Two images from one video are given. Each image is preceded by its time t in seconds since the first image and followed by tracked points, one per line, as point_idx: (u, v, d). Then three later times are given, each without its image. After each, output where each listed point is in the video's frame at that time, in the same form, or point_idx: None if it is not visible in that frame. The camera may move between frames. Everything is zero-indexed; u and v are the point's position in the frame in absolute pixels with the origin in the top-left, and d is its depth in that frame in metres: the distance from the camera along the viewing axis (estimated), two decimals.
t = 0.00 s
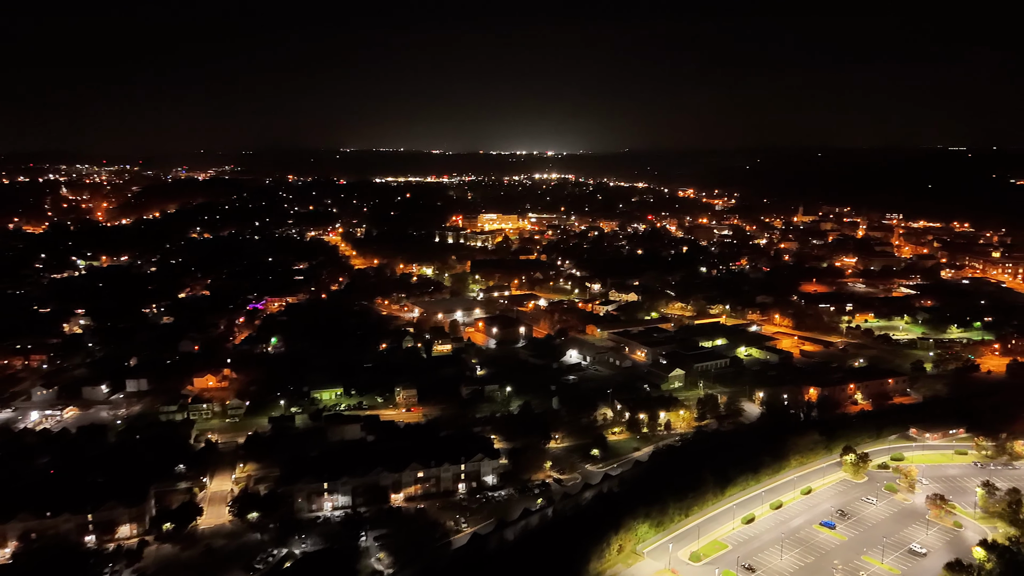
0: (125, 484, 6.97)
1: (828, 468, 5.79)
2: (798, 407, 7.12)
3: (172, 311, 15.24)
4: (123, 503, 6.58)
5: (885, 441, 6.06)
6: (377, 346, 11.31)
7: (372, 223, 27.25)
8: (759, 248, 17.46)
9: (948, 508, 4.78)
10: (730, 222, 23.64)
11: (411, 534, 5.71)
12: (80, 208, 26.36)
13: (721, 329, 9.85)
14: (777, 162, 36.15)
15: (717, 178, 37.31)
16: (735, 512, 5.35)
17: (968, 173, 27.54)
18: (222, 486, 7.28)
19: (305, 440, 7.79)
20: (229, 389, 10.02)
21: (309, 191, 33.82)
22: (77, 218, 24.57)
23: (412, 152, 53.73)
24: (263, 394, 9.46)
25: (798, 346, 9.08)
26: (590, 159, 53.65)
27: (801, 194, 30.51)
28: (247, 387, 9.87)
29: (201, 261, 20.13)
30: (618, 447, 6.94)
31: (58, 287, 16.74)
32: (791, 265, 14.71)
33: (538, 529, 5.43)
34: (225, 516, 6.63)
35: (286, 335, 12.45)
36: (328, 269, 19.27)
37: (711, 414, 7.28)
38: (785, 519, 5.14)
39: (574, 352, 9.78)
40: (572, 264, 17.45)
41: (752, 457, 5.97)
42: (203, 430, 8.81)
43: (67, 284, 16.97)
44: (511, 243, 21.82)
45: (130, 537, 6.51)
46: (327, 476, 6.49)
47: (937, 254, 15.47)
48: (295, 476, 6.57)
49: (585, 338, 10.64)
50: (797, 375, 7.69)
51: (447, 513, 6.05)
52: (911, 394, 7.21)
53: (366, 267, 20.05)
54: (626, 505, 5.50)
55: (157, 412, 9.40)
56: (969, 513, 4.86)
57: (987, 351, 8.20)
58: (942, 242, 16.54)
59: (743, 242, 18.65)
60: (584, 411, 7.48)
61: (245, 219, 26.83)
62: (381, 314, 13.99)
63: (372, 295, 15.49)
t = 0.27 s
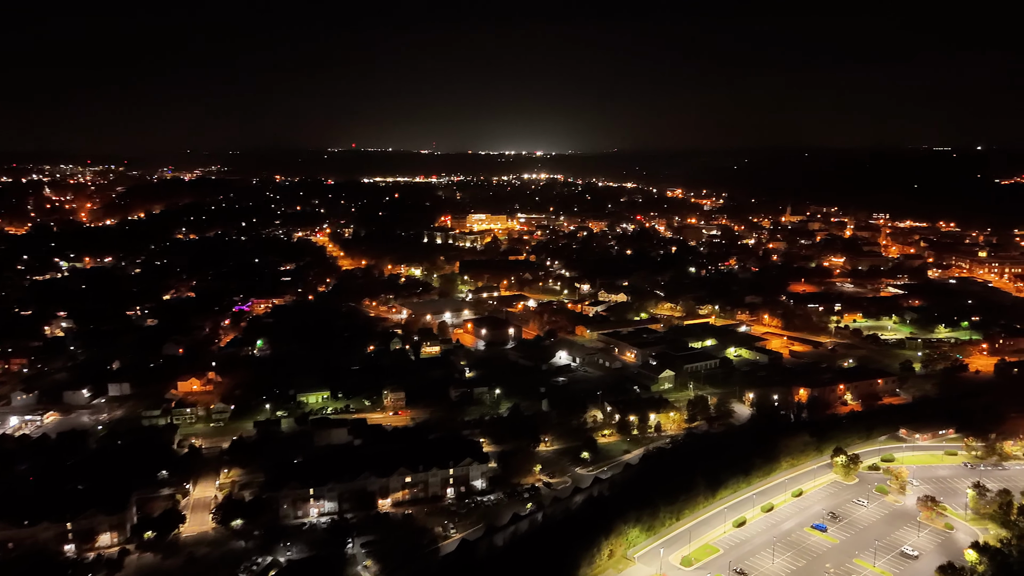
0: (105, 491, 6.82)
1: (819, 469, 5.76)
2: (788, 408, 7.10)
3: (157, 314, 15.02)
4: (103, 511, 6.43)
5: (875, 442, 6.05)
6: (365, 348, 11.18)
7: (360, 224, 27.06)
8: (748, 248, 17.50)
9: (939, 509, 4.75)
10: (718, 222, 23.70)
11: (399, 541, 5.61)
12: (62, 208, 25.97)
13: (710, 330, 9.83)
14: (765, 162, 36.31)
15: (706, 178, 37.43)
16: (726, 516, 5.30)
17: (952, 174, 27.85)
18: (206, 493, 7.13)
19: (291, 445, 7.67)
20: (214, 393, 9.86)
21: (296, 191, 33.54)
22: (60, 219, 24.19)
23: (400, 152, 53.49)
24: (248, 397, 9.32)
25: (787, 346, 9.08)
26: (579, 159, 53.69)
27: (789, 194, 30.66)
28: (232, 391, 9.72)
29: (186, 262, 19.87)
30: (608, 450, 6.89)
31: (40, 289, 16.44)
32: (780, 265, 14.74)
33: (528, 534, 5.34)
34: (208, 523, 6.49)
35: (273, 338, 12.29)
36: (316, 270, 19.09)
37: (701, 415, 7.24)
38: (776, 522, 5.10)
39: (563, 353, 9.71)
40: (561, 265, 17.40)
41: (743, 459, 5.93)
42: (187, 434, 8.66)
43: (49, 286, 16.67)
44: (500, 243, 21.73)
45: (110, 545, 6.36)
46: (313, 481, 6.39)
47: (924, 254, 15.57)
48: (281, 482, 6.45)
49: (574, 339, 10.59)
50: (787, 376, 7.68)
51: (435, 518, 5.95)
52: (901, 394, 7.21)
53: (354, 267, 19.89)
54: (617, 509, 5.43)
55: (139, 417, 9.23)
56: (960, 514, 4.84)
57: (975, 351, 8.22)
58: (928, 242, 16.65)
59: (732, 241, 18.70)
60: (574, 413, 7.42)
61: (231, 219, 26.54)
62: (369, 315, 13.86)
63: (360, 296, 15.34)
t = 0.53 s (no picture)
0: (85, 498, 6.67)
1: (810, 471, 5.72)
2: (778, 409, 7.08)
3: (140, 316, 14.79)
4: (83, 519, 6.27)
5: (865, 443, 6.03)
6: (352, 350, 11.06)
7: (348, 224, 26.86)
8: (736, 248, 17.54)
9: (931, 511, 4.72)
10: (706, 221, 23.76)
11: (386, 548, 5.50)
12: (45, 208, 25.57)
13: (700, 330, 9.81)
14: (752, 163, 36.49)
15: (694, 178, 37.56)
16: (717, 519, 5.24)
17: (938, 174, 28.12)
18: (189, 499, 6.99)
19: (276, 449, 7.55)
20: (198, 397, 9.70)
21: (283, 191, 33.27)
22: (42, 219, 23.81)
23: (389, 152, 53.26)
24: (233, 401, 9.17)
25: (776, 346, 9.07)
26: (568, 159, 53.71)
27: (777, 194, 30.81)
28: (217, 394, 9.56)
29: (171, 264, 19.62)
30: (599, 452, 6.83)
31: (21, 290, 16.15)
32: (768, 265, 14.77)
33: (517, 540, 5.25)
34: (191, 531, 6.36)
35: (259, 340, 12.13)
36: (303, 271, 18.91)
37: (691, 417, 7.20)
38: (768, 525, 5.04)
39: (553, 355, 9.64)
40: (550, 265, 17.34)
41: (734, 462, 5.89)
42: (170, 439, 8.50)
43: (30, 288, 16.38)
44: (489, 244, 21.64)
45: (90, 554, 6.19)
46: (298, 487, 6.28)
47: (911, 253, 15.66)
48: (265, 488, 6.33)
49: (564, 340, 10.53)
50: (776, 376, 7.66)
51: (423, 524, 5.86)
52: (890, 394, 7.21)
53: (341, 268, 19.73)
54: (607, 513, 5.36)
55: (121, 422, 9.06)
56: (951, 516, 4.82)
57: (963, 351, 8.25)
58: (914, 242, 16.76)
59: (720, 241, 18.74)
60: (563, 415, 7.35)
61: (217, 219, 26.26)
62: (356, 317, 13.72)
63: (348, 297, 15.20)
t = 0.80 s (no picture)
0: (65, 507, 6.51)
1: (800, 473, 5.69)
2: (768, 410, 7.06)
3: (124, 318, 14.56)
4: (61, 528, 6.12)
5: (854, 443, 6.02)
6: (339, 352, 10.93)
7: (335, 225, 26.66)
8: (725, 248, 17.57)
9: (921, 513, 4.70)
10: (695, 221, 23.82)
11: (373, 555, 5.40)
12: (27, 208, 25.17)
13: (689, 331, 9.78)
14: (740, 163, 36.66)
15: (682, 179, 37.68)
16: (708, 523, 5.19)
17: (923, 175, 28.37)
18: (172, 507, 6.85)
19: (261, 454, 7.43)
20: (182, 401, 9.54)
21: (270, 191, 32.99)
22: (24, 220, 23.42)
23: (377, 151, 53.00)
24: (218, 405, 9.02)
25: (766, 347, 9.06)
26: (557, 159, 53.69)
27: (764, 194, 30.94)
28: (201, 398, 9.41)
29: (155, 265, 19.36)
30: (589, 455, 6.77)
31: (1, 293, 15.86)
32: (757, 265, 14.80)
33: (506, 546, 5.14)
34: (173, 539, 6.23)
35: (244, 343, 11.97)
36: (289, 272, 18.73)
37: (681, 418, 7.16)
38: (759, 528, 5.00)
39: (542, 356, 9.58)
40: (539, 266, 17.27)
41: (725, 464, 5.85)
42: (152, 445, 8.35)
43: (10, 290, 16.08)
44: (478, 244, 21.54)
45: (69, 564, 6.04)
46: (283, 493, 6.17)
47: (898, 253, 15.75)
48: (250, 495, 6.22)
49: (553, 341, 10.47)
50: (766, 377, 7.64)
51: (411, 530, 5.76)
52: (879, 394, 7.21)
53: (328, 269, 19.56)
54: (597, 517, 5.30)
55: (103, 427, 8.88)
56: (942, 518, 4.80)
57: (951, 350, 8.27)
58: (901, 242, 16.87)
59: (709, 242, 18.78)
60: (553, 417, 7.28)
61: (202, 220, 25.97)
62: (344, 318, 13.58)
63: (335, 299, 15.05)
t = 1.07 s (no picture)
0: (43, 515, 6.36)
1: (791, 475, 5.65)
2: (759, 412, 7.03)
3: (107, 321, 14.32)
4: (40, 537, 5.96)
5: (845, 444, 5.99)
6: (327, 355, 10.80)
7: (323, 225, 26.46)
8: (714, 248, 17.61)
9: (913, 515, 4.67)
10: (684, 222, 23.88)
11: (360, 562, 5.29)
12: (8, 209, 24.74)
13: (679, 331, 9.76)
14: (728, 164, 36.80)
15: (670, 179, 37.81)
16: (699, 526, 5.13)
17: (909, 175, 28.62)
18: (153, 514, 6.70)
19: (246, 459, 7.30)
20: (165, 405, 9.37)
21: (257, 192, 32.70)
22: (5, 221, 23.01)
23: (365, 152, 52.74)
24: (202, 410, 8.88)
25: (756, 347, 9.05)
26: (545, 159, 53.70)
27: (752, 194, 31.08)
28: (185, 402, 9.24)
29: (139, 266, 19.09)
30: (578, 458, 6.70)
31: None
32: (746, 265, 14.83)
33: (496, 553, 4.97)
34: (155, 548, 6.09)
35: (230, 345, 11.80)
36: (276, 273, 18.54)
37: (672, 420, 7.11)
38: (750, 531, 4.94)
39: (532, 357, 9.51)
40: (528, 266, 17.20)
41: (716, 467, 5.80)
42: (134, 450, 8.19)
43: None
44: (467, 245, 21.44)
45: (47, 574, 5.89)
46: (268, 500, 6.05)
47: (886, 253, 15.84)
48: (234, 501, 6.09)
49: (542, 342, 10.40)
50: (756, 378, 7.61)
51: (399, 536, 5.66)
52: (869, 395, 7.20)
53: (316, 270, 19.39)
54: (588, 522, 5.22)
55: (84, 432, 8.70)
56: (933, 519, 4.77)
57: (939, 350, 8.30)
58: (889, 241, 16.98)
59: (698, 242, 18.81)
60: (543, 420, 7.21)
61: (188, 220, 25.66)
62: (331, 320, 13.43)
63: (322, 300, 14.89)
